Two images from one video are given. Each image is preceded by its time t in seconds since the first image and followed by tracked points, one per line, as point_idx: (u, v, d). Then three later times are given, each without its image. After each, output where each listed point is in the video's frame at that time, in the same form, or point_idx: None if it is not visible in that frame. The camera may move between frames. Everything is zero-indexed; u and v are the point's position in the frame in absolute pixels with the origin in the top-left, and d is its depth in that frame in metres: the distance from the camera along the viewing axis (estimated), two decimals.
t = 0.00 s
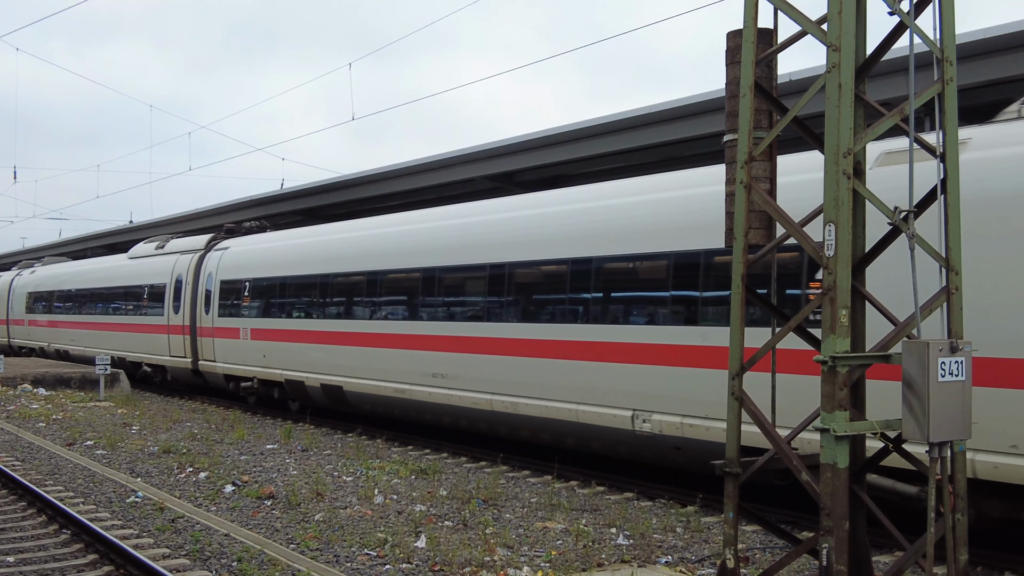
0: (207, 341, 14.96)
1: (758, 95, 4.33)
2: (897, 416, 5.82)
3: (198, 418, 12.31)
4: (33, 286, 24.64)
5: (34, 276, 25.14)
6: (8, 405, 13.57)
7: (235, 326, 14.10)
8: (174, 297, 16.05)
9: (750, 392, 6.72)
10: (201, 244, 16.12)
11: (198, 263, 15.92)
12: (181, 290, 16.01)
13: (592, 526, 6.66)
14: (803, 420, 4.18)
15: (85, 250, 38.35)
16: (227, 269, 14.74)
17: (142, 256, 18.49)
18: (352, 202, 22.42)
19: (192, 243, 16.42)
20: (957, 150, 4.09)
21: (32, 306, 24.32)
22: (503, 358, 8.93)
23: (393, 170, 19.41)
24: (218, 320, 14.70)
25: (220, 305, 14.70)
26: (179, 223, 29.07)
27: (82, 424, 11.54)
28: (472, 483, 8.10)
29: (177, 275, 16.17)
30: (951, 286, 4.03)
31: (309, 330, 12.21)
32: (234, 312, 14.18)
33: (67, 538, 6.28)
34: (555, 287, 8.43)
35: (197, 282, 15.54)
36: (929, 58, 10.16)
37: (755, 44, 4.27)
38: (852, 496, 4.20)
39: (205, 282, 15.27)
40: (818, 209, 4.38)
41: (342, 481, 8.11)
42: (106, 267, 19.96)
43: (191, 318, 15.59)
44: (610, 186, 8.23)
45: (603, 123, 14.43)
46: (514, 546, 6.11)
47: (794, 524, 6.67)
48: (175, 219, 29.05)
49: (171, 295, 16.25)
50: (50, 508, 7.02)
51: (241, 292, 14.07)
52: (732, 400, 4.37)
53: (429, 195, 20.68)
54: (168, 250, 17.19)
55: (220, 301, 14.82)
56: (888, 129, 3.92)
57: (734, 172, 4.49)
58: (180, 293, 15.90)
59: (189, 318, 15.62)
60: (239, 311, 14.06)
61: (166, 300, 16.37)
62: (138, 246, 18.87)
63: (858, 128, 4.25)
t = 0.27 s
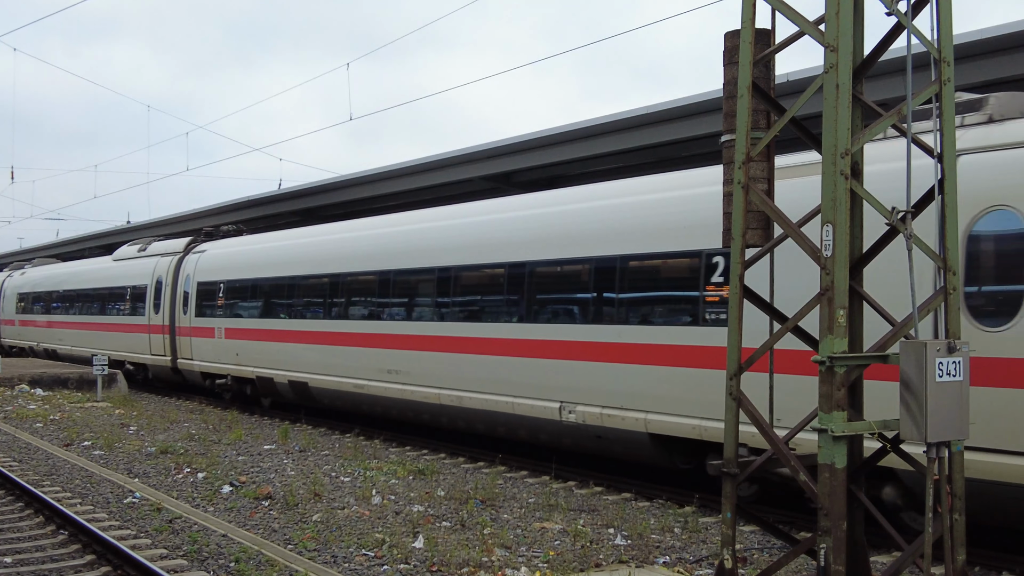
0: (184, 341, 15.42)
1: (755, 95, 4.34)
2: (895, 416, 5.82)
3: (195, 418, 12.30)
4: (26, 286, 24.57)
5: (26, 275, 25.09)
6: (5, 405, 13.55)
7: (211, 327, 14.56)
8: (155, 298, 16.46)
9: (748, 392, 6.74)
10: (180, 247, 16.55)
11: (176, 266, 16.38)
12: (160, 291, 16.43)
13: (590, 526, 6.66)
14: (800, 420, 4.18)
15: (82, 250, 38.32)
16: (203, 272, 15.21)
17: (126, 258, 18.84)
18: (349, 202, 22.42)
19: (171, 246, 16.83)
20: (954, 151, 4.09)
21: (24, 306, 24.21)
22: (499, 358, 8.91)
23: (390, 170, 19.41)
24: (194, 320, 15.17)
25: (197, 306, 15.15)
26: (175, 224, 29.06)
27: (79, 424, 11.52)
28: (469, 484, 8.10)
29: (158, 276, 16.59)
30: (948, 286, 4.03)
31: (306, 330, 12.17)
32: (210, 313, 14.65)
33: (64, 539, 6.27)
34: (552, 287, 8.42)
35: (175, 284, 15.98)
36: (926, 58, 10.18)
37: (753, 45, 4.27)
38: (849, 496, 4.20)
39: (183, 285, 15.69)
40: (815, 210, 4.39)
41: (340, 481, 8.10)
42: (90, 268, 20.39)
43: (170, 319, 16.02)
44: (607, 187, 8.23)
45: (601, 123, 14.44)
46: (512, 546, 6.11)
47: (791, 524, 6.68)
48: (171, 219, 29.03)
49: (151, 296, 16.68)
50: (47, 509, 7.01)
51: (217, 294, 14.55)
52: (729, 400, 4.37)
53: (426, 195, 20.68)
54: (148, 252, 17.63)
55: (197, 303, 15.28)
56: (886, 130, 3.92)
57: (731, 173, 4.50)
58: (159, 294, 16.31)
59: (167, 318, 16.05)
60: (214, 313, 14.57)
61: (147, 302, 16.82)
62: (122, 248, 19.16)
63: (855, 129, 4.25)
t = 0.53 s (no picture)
0: (163, 340, 15.82)
1: (754, 95, 4.31)
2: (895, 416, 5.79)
3: (192, 419, 12.27)
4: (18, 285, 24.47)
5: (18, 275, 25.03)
6: (1, 406, 13.51)
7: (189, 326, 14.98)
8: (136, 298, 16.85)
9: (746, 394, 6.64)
10: (160, 250, 16.96)
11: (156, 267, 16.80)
12: (141, 293, 16.82)
13: (589, 527, 6.64)
14: (800, 421, 4.16)
15: (78, 250, 38.24)
16: (181, 274, 15.65)
17: (109, 260, 19.16)
18: (346, 202, 22.40)
19: (152, 248, 17.23)
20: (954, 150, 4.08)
21: (17, 306, 24.11)
22: (496, 358, 8.84)
23: (388, 170, 19.39)
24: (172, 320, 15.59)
25: (175, 307, 15.57)
26: (172, 224, 29.00)
27: (76, 425, 11.48)
28: (468, 484, 8.07)
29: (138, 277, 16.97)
30: (948, 286, 4.01)
31: (301, 330, 12.10)
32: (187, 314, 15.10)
33: (60, 540, 6.23)
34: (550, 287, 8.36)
35: (155, 286, 16.39)
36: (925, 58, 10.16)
37: (752, 44, 4.24)
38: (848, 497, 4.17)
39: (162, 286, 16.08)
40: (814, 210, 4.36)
41: (337, 482, 8.07)
42: (76, 267, 20.75)
43: (150, 319, 16.42)
44: (605, 187, 8.21)
45: (599, 123, 14.42)
46: (510, 547, 6.08)
47: (790, 525, 6.66)
48: (168, 220, 28.97)
49: (133, 296, 17.05)
50: (43, 510, 6.97)
51: (193, 295, 15.02)
52: (728, 400, 4.35)
53: (423, 194, 20.65)
54: (130, 254, 18.03)
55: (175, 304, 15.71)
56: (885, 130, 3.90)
57: (730, 172, 4.47)
58: (140, 295, 16.71)
59: (148, 318, 16.45)
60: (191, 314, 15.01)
61: (129, 302, 17.22)
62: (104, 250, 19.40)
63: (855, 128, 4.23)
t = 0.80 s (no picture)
0: (144, 339, 16.21)
1: (752, 95, 4.33)
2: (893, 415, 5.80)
3: (191, 419, 12.28)
4: (15, 285, 24.44)
5: (14, 275, 25.06)
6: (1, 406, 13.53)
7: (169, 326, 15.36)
8: (120, 298, 17.20)
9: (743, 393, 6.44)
10: (143, 252, 17.37)
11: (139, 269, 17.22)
12: (124, 293, 17.22)
13: (587, 526, 6.66)
14: (798, 420, 4.17)
15: (76, 250, 38.20)
16: (161, 274, 16.02)
17: (94, 262, 19.51)
18: (345, 202, 22.41)
19: (135, 250, 17.65)
20: (951, 151, 4.10)
21: (14, 306, 24.09)
22: (493, 358, 8.73)
23: (386, 171, 19.41)
24: (153, 319, 15.97)
25: (156, 306, 16.00)
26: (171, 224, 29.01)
27: (76, 425, 11.49)
28: (466, 484, 8.09)
29: (122, 278, 17.34)
30: (944, 286, 4.03)
31: (298, 330, 12.00)
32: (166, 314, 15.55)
33: (60, 540, 6.25)
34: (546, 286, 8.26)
35: (138, 287, 16.74)
36: (923, 58, 10.19)
37: (750, 45, 4.26)
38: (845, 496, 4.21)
39: (144, 287, 16.49)
40: (811, 210, 4.38)
41: (336, 482, 8.08)
42: (64, 268, 21.18)
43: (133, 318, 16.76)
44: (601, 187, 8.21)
45: (598, 123, 14.45)
46: (509, 546, 6.10)
47: (788, 524, 6.67)
48: (167, 220, 28.96)
49: (116, 297, 17.44)
50: (43, 509, 6.99)
51: (172, 296, 15.46)
52: (727, 400, 4.36)
53: (422, 195, 20.66)
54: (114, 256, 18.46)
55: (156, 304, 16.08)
56: (882, 130, 3.92)
57: (728, 173, 4.49)
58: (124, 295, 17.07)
59: (131, 318, 16.81)
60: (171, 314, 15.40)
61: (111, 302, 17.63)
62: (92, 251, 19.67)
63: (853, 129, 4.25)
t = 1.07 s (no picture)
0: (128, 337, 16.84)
1: (751, 95, 4.34)
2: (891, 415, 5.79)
3: (190, 419, 12.28)
4: (13, 285, 24.45)
5: (10, 275, 25.12)
6: None
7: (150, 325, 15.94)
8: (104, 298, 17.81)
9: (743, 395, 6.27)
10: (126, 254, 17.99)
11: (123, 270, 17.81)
12: (110, 293, 17.70)
13: (586, 526, 6.66)
14: (797, 420, 4.16)
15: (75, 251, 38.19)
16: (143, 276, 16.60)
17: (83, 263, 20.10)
18: (344, 202, 22.41)
19: (119, 252, 18.25)
20: (950, 150, 4.10)
21: (13, 306, 24.09)
22: (491, 358, 8.57)
23: (385, 170, 19.41)
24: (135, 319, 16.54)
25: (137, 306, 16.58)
26: (170, 224, 29.00)
27: (75, 425, 11.48)
28: (465, 484, 8.08)
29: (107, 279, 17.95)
30: (943, 286, 4.03)
31: (293, 330, 11.80)
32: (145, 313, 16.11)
33: (59, 540, 6.24)
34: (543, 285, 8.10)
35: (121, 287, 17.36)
36: (922, 58, 10.20)
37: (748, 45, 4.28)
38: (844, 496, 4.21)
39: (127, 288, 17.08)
40: (810, 210, 4.39)
41: (335, 482, 8.08)
42: (54, 268, 21.68)
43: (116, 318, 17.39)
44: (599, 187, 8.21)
45: (596, 123, 14.46)
46: (508, 546, 6.10)
47: (787, 524, 6.67)
48: (166, 219, 28.94)
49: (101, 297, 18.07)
50: (42, 509, 6.98)
51: (151, 296, 16.02)
52: (726, 400, 4.36)
53: (421, 195, 20.66)
54: (100, 257, 19.05)
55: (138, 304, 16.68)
56: (880, 130, 3.92)
57: (727, 172, 4.50)
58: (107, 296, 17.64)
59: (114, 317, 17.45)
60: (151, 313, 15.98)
61: (96, 302, 18.19)
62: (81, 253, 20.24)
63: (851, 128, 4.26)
